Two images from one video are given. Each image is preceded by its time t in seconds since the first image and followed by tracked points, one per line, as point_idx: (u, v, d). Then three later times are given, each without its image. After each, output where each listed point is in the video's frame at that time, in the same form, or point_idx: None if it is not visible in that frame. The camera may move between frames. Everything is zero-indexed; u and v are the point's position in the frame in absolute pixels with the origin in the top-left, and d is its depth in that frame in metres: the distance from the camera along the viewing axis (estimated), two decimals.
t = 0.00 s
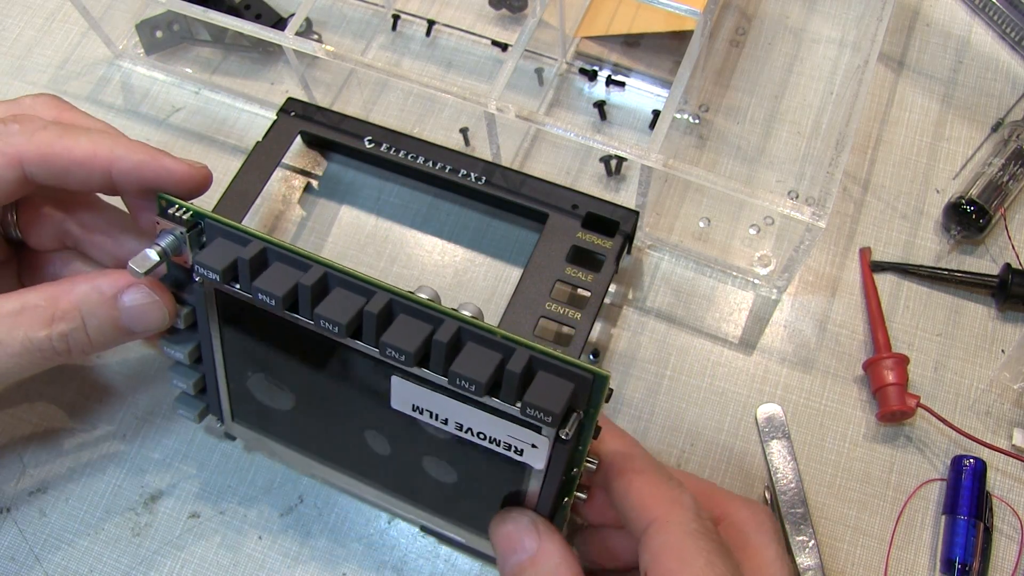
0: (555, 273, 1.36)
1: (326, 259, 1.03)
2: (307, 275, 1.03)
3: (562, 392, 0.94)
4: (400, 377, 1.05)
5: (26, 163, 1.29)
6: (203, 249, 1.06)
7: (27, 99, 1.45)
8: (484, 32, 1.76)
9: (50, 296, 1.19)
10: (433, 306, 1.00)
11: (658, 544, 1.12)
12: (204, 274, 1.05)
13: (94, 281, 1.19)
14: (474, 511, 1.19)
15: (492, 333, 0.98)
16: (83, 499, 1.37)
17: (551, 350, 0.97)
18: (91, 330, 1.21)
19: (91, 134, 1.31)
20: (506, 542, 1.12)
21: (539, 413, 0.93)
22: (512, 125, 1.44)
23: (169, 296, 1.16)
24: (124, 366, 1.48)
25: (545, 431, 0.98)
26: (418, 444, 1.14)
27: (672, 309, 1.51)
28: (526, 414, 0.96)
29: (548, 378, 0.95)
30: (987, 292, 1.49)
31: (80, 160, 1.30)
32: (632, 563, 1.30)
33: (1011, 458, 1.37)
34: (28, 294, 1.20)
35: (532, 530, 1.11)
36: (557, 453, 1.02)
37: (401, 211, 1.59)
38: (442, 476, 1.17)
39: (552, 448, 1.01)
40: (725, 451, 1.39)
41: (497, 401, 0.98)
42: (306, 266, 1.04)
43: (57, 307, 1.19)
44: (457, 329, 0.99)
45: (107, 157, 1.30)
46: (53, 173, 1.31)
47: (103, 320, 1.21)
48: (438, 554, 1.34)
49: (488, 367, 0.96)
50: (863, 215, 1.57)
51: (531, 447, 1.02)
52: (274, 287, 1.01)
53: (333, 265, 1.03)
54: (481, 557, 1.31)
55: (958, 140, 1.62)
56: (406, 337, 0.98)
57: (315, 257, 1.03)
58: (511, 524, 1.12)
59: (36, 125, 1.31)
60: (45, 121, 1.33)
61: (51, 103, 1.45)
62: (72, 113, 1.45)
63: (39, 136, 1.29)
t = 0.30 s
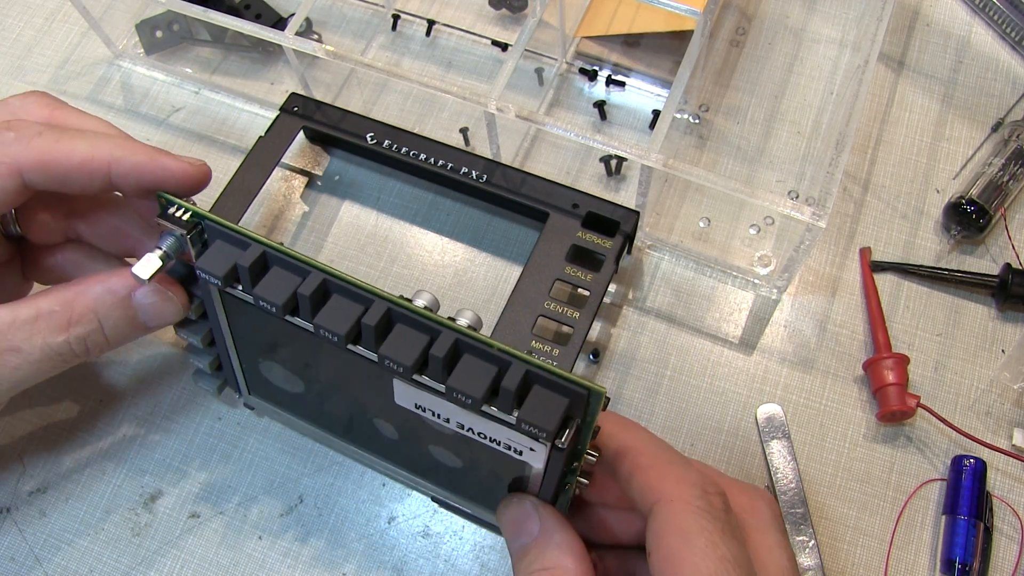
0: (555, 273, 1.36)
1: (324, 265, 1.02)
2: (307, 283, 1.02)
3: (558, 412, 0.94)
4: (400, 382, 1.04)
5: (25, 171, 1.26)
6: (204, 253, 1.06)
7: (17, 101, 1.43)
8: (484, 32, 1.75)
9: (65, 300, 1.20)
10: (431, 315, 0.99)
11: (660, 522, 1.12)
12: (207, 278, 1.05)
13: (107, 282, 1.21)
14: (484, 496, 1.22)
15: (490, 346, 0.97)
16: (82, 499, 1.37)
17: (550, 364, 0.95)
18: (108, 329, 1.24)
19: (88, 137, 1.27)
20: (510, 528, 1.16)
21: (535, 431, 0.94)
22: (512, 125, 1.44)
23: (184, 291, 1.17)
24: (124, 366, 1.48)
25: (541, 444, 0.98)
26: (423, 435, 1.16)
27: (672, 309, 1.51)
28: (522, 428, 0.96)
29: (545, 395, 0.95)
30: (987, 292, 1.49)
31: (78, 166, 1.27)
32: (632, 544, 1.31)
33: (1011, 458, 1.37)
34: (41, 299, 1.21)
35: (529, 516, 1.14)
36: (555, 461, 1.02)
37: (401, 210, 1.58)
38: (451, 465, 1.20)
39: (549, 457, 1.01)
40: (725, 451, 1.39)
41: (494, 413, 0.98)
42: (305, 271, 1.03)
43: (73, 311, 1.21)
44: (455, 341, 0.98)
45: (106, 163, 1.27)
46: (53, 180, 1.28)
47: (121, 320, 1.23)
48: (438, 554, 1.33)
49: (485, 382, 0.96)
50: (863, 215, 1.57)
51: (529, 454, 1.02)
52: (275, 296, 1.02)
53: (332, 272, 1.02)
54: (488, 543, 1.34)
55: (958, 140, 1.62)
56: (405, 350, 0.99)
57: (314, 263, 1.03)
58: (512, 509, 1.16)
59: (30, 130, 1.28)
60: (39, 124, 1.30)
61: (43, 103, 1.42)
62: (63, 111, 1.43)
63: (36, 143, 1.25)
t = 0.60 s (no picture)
0: (552, 272, 1.36)
1: (309, 286, 1.04)
2: (292, 303, 1.04)
3: (540, 431, 0.95)
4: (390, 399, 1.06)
5: (16, 186, 1.24)
6: (194, 275, 1.08)
7: (8, 110, 1.39)
8: (484, 32, 1.75)
9: (62, 319, 1.21)
10: (416, 335, 1.00)
11: (653, 521, 1.12)
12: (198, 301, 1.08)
13: (101, 300, 1.21)
14: (484, 497, 1.23)
15: (474, 365, 0.98)
16: (82, 499, 1.37)
17: (533, 383, 0.96)
18: (104, 346, 1.24)
19: (79, 150, 1.25)
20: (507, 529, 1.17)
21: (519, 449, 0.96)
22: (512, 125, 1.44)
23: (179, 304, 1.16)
24: (122, 366, 1.47)
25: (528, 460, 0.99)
26: (417, 440, 1.16)
27: (672, 309, 1.51)
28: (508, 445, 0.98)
29: (528, 413, 0.96)
30: (987, 292, 1.49)
31: (68, 178, 1.25)
32: (626, 544, 1.32)
33: (1011, 458, 1.37)
34: (38, 318, 1.21)
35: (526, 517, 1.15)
36: (545, 474, 1.04)
37: (401, 209, 1.58)
38: (447, 469, 1.20)
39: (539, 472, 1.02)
40: (724, 450, 1.39)
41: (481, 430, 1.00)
42: (291, 291, 1.05)
43: (69, 329, 1.21)
44: (440, 360, 0.99)
45: (97, 176, 1.25)
46: (44, 192, 1.26)
47: (118, 336, 1.24)
48: (438, 554, 1.33)
49: (470, 401, 0.98)
50: (863, 215, 1.56)
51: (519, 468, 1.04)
52: (262, 318, 1.04)
53: (317, 292, 1.03)
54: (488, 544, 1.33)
55: (958, 140, 1.62)
56: (391, 370, 1.00)
57: (300, 284, 1.04)
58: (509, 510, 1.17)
59: (21, 144, 1.26)
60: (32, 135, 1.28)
61: (34, 112, 1.38)
62: (55, 120, 1.39)
63: (26, 158, 1.24)
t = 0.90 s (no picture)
0: (552, 272, 1.36)
1: (300, 296, 1.04)
2: (284, 314, 1.04)
3: (532, 443, 0.95)
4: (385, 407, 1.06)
5: (27, 216, 1.17)
6: (186, 285, 1.09)
7: (25, 130, 1.27)
8: (484, 32, 1.75)
9: (76, 338, 1.20)
10: (408, 346, 1.00)
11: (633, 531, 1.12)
12: (191, 311, 1.09)
13: (117, 317, 1.21)
14: (483, 497, 1.22)
15: (467, 376, 0.98)
16: (82, 500, 1.37)
17: (525, 394, 0.96)
18: (120, 362, 1.24)
19: (90, 179, 1.16)
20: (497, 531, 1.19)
21: (512, 460, 0.96)
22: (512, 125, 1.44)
23: (185, 317, 1.14)
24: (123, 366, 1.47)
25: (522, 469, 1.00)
26: (413, 443, 1.16)
27: (672, 309, 1.51)
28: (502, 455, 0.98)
29: (522, 425, 0.96)
30: (987, 292, 1.49)
31: (81, 211, 1.16)
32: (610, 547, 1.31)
33: (1011, 458, 1.37)
34: (53, 338, 1.20)
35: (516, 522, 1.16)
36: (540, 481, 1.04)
37: (401, 209, 1.58)
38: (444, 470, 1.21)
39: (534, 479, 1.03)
40: (724, 450, 1.39)
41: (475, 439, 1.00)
42: (282, 301, 1.05)
43: (85, 348, 1.20)
44: (432, 371, 0.99)
45: (110, 210, 1.16)
46: (57, 223, 1.19)
47: (134, 352, 1.24)
48: (438, 554, 1.33)
49: (463, 412, 0.98)
50: (863, 215, 1.56)
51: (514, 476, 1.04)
52: (254, 329, 1.05)
53: (309, 303, 1.04)
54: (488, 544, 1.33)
55: (958, 140, 1.62)
56: (383, 381, 1.01)
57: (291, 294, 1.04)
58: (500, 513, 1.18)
59: (28, 173, 1.15)
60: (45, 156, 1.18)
61: (51, 134, 1.26)
62: (71, 137, 1.25)
63: (37, 188, 1.15)
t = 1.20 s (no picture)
0: (551, 272, 1.36)
1: (302, 293, 1.05)
2: (286, 310, 1.05)
3: (531, 440, 0.95)
4: (385, 405, 1.07)
5: (29, 212, 1.16)
6: (189, 282, 1.10)
7: (26, 129, 1.27)
8: (484, 32, 1.75)
9: (79, 332, 1.20)
10: (410, 343, 1.01)
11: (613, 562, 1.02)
12: (192, 307, 1.10)
13: (120, 312, 1.21)
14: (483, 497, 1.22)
15: (467, 372, 0.99)
16: (82, 500, 1.37)
17: (527, 390, 0.97)
18: (123, 357, 1.24)
19: (93, 175, 1.16)
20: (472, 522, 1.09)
21: (512, 457, 0.96)
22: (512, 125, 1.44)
23: (190, 312, 1.15)
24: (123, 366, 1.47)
25: (522, 467, 1.00)
26: (412, 442, 1.16)
27: (672, 309, 1.51)
28: (502, 452, 0.98)
29: (522, 422, 0.97)
30: (987, 292, 1.49)
31: (83, 208, 1.16)
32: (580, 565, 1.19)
33: (1011, 458, 1.37)
34: (55, 331, 1.20)
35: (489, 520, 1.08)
36: (539, 480, 1.04)
37: (401, 209, 1.58)
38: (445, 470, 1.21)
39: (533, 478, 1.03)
40: (724, 450, 1.39)
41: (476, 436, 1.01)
42: (285, 298, 1.06)
43: (88, 342, 1.20)
44: (433, 367, 1.00)
45: (112, 206, 1.16)
46: (59, 220, 1.18)
47: (136, 348, 1.23)
48: (438, 554, 1.33)
49: (463, 409, 0.99)
50: (863, 215, 1.56)
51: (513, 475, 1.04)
52: (255, 325, 1.06)
53: (311, 299, 1.05)
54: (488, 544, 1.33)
55: (958, 141, 1.62)
56: (384, 378, 1.01)
57: (294, 291, 1.06)
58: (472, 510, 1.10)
59: (31, 168, 1.15)
60: (49, 152, 1.18)
61: (53, 132, 1.26)
62: (74, 137, 1.26)
63: (39, 183, 1.14)
